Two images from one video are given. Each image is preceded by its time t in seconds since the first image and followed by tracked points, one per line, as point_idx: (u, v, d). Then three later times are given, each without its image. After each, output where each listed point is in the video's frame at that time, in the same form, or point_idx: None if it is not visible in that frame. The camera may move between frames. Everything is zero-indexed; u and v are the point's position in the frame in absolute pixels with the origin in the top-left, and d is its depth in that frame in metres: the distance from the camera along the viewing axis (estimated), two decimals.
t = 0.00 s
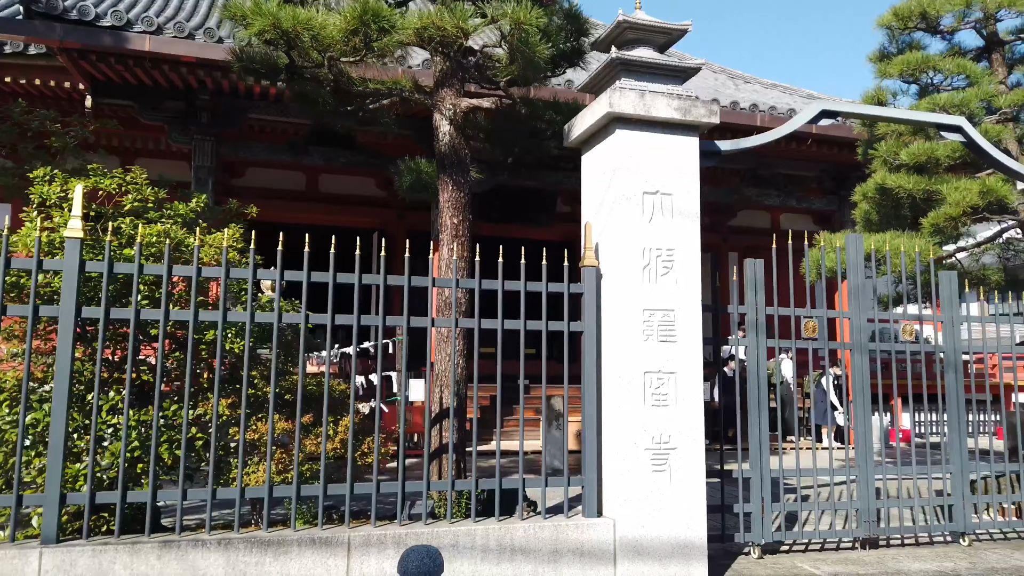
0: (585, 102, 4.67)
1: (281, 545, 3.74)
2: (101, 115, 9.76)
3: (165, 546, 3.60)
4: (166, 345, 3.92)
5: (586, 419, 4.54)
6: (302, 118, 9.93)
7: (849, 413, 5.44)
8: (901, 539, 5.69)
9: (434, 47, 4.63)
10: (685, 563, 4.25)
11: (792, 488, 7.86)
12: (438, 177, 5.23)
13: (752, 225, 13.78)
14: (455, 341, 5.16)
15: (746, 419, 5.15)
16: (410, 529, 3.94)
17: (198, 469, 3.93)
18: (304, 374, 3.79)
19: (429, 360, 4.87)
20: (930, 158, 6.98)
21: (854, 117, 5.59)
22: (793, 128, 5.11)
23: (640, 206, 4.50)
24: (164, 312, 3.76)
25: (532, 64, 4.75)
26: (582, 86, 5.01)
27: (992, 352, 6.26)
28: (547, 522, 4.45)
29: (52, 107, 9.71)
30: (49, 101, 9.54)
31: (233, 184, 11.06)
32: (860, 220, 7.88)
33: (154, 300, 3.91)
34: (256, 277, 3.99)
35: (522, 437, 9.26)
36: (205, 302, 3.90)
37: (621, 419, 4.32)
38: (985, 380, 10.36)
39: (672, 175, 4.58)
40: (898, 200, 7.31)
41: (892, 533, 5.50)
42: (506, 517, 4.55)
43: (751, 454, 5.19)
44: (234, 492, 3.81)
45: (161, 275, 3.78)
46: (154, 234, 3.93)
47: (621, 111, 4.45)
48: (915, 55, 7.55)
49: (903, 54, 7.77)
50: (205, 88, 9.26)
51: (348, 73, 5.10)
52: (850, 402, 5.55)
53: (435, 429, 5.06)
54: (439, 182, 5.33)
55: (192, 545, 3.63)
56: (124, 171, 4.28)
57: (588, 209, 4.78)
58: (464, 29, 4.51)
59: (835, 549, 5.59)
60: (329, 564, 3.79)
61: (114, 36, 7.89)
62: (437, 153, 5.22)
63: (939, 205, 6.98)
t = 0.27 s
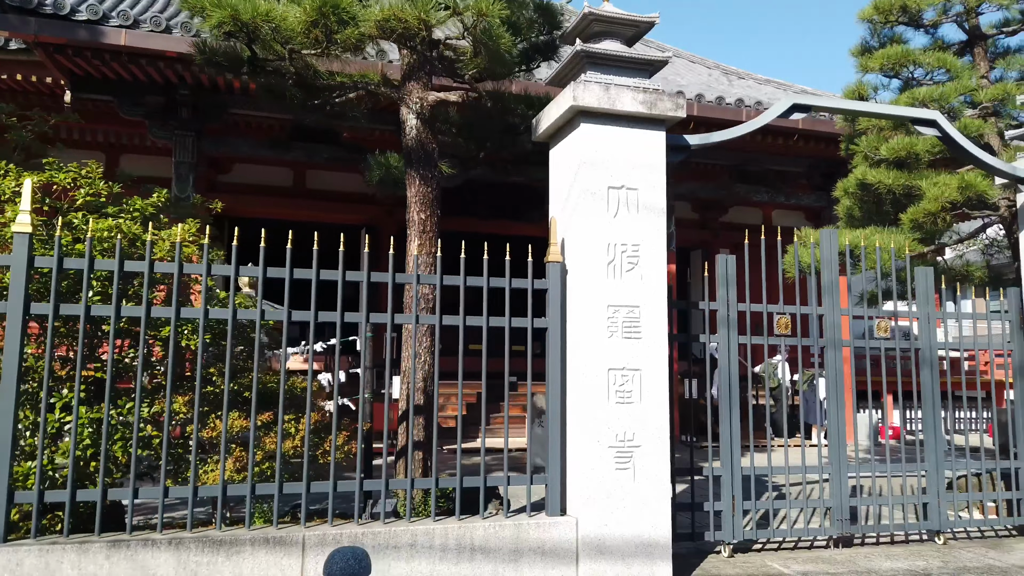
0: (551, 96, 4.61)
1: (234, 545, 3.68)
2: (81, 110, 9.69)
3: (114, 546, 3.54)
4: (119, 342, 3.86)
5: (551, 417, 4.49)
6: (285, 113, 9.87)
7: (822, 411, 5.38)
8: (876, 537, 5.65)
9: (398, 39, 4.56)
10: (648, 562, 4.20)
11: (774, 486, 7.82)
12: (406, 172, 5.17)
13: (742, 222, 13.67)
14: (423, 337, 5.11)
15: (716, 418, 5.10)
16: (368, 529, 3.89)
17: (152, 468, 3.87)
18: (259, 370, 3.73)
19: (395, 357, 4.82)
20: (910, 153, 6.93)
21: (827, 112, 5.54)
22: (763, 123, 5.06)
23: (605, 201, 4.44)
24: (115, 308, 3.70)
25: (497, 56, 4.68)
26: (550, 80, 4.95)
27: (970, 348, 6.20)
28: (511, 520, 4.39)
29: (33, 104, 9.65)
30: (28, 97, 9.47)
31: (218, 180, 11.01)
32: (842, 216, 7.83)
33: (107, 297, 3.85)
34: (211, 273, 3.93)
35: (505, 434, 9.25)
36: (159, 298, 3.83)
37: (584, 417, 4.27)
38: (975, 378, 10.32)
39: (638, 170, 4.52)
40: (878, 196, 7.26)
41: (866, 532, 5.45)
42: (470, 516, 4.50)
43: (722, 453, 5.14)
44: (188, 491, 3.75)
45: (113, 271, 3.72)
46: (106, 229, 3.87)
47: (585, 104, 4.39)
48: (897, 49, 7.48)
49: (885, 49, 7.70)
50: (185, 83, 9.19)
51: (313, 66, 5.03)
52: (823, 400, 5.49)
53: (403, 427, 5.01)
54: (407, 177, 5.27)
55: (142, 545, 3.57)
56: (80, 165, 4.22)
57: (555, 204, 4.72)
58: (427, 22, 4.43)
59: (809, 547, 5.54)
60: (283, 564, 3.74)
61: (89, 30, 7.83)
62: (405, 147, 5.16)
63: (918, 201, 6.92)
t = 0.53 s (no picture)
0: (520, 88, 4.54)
1: (190, 544, 3.63)
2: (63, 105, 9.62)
3: (66, 545, 3.48)
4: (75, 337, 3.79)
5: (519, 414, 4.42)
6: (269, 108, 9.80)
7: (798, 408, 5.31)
8: (854, 536, 5.60)
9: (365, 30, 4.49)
10: (615, 561, 4.14)
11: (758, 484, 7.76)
12: (377, 166, 5.10)
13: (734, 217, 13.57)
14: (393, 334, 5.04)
15: (691, 415, 5.04)
16: (328, 528, 3.83)
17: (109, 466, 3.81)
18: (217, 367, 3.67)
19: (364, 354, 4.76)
20: (894, 148, 6.85)
21: (805, 105, 5.47)
22: (738, 117, 5.00)
23: (574, 195, 4.38)
24: (69, 303, 3.63)
25: (467, 48, 4.61)
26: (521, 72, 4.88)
27: (952, 345, 6.13)
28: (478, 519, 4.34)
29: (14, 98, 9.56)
30: (12, 92, 9.40)
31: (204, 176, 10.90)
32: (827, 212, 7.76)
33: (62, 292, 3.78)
34: (170, 268, 3.87)
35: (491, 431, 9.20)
36: (116, 294, 3.77)
37: (551, 414, 4.20)
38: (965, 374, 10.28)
39: (608, 164, 4.46)
40: (863, 191, 7.18)
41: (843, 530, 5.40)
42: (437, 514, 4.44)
43: (697, 450, 5.08)
44: (144, 489, 3.70)
45: (67, 266, 3.65)
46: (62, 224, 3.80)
47: (553, 97, 4.32)
48: (882, 43, 7.40)
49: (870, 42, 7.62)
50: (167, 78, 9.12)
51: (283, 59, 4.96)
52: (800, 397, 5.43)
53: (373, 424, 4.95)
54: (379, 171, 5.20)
55: (96, 544, 3.52)
56: (39, 159, 4.15)
57: (526, 199, 4.66)
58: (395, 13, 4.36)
59: (786, 546, 5.49)
60: (241, 564, 3.69)
61: (67, 24, 7.76)
62: (376, 141, 5.09)
63: (902, 196, 6.85)
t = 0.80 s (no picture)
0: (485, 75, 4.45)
1: (141, 539, 3.55)
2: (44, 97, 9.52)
3: (13, 540, 3.43)
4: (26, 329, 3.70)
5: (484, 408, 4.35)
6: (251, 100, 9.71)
7: (773, 403, 5.24)
8: (830, 531, 5.54)
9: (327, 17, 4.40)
10: (578, 557, 4.08)
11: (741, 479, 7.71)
12: (344, 156, 5.02)
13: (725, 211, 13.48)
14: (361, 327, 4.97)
15: (663, 409, 4.96)
16: (284, 524, 3.76)
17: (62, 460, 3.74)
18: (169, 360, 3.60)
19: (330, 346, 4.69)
20: (876, 140, 6.78)
21: (782, 95, 5.38)
22: (711, 106, 4.90)
23: (540, 185, 4.29)
24: (17, 294, 3.54)
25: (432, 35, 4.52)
26: (490, 60, 4.79)
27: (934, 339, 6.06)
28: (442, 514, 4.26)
29: None
30: None
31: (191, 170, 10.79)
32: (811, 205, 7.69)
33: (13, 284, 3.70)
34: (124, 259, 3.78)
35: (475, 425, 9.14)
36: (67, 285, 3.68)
37: (515, 408, 4.13)
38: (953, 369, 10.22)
39: (575, 154, 4.38)
40: (847, 183, 7.09)
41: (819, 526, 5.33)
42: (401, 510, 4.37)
43: (669, 445, 5.00)
44: (95, 484, 3.62)
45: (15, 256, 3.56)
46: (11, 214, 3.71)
47: (517, 84, 4.23)
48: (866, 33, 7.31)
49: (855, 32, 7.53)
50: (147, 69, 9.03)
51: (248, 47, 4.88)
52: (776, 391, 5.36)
53: (340, 418, 4.88)
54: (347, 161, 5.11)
55: (43, 540, 3.46)
56: None
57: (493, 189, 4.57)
58: None
59: (761, 541, 5.42)
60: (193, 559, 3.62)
61: (42, 14, 7.67)
62: (343, 130, 5.00)
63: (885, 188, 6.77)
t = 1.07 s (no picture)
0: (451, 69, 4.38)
1: (92, 541, 3.49)
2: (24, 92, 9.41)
3: None
4: None
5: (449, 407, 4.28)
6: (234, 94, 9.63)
7: (747, 401, 5.18)
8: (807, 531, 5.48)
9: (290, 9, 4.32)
10: (542, 558, 4.02)
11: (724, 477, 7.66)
12: (312, 151, 4.94)
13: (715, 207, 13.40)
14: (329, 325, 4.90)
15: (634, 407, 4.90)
16: (240, 525, 3.70)
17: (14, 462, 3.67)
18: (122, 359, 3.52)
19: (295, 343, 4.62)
20: (857, 135, 6.71)
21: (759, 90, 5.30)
22: (683, 101, 4.83)
23: (506, 181, 4.22)
24: None
25: (397, 28, 4.44)
26: (457, 53, 4.71)
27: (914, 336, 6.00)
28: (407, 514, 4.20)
29: None
30: None
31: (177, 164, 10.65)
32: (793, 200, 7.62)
33: None
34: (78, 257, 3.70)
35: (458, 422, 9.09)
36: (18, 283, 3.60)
37: (479, 408, 4.06)
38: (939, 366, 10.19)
39: (542, 149, 4.30)
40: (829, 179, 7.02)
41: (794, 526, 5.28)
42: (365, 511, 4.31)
43: (641, 444, 4.94)
44: (45, 486, 3.55)
45: None
46: None
47: (482, 78, 4.16)
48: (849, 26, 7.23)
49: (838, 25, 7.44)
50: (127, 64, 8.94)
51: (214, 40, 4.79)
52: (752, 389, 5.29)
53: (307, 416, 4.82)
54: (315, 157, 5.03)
55: None
56: None
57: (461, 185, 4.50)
58: None
59: (736, 541, 5.37)
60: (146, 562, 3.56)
61: (18, 8, 7.57)
62: (310, 125, 4.93)
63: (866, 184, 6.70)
